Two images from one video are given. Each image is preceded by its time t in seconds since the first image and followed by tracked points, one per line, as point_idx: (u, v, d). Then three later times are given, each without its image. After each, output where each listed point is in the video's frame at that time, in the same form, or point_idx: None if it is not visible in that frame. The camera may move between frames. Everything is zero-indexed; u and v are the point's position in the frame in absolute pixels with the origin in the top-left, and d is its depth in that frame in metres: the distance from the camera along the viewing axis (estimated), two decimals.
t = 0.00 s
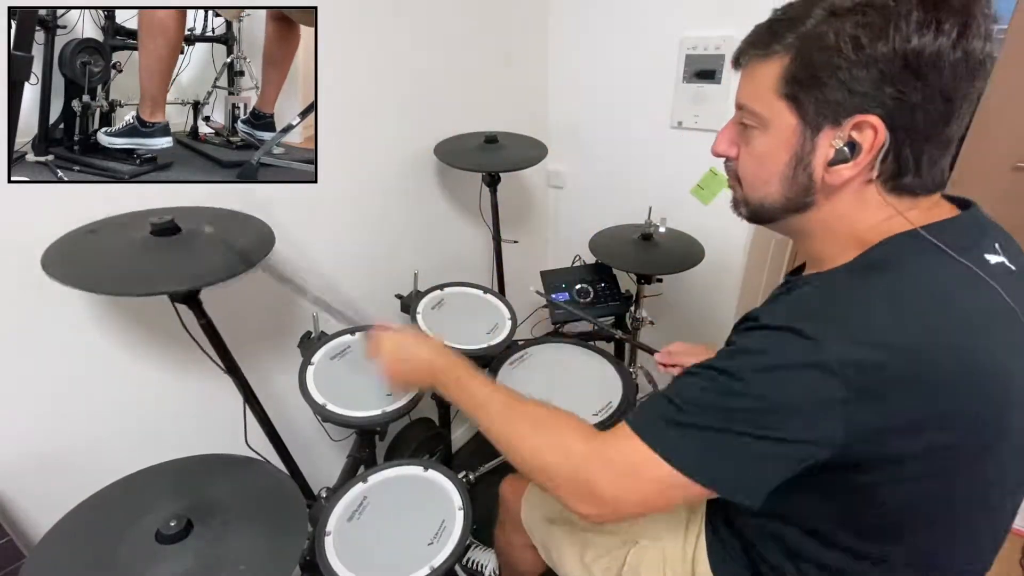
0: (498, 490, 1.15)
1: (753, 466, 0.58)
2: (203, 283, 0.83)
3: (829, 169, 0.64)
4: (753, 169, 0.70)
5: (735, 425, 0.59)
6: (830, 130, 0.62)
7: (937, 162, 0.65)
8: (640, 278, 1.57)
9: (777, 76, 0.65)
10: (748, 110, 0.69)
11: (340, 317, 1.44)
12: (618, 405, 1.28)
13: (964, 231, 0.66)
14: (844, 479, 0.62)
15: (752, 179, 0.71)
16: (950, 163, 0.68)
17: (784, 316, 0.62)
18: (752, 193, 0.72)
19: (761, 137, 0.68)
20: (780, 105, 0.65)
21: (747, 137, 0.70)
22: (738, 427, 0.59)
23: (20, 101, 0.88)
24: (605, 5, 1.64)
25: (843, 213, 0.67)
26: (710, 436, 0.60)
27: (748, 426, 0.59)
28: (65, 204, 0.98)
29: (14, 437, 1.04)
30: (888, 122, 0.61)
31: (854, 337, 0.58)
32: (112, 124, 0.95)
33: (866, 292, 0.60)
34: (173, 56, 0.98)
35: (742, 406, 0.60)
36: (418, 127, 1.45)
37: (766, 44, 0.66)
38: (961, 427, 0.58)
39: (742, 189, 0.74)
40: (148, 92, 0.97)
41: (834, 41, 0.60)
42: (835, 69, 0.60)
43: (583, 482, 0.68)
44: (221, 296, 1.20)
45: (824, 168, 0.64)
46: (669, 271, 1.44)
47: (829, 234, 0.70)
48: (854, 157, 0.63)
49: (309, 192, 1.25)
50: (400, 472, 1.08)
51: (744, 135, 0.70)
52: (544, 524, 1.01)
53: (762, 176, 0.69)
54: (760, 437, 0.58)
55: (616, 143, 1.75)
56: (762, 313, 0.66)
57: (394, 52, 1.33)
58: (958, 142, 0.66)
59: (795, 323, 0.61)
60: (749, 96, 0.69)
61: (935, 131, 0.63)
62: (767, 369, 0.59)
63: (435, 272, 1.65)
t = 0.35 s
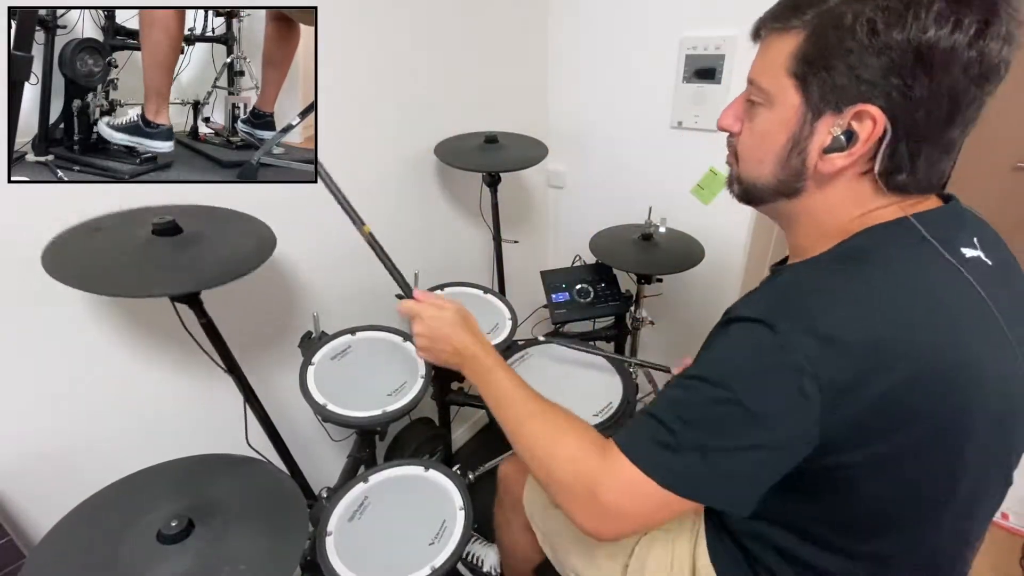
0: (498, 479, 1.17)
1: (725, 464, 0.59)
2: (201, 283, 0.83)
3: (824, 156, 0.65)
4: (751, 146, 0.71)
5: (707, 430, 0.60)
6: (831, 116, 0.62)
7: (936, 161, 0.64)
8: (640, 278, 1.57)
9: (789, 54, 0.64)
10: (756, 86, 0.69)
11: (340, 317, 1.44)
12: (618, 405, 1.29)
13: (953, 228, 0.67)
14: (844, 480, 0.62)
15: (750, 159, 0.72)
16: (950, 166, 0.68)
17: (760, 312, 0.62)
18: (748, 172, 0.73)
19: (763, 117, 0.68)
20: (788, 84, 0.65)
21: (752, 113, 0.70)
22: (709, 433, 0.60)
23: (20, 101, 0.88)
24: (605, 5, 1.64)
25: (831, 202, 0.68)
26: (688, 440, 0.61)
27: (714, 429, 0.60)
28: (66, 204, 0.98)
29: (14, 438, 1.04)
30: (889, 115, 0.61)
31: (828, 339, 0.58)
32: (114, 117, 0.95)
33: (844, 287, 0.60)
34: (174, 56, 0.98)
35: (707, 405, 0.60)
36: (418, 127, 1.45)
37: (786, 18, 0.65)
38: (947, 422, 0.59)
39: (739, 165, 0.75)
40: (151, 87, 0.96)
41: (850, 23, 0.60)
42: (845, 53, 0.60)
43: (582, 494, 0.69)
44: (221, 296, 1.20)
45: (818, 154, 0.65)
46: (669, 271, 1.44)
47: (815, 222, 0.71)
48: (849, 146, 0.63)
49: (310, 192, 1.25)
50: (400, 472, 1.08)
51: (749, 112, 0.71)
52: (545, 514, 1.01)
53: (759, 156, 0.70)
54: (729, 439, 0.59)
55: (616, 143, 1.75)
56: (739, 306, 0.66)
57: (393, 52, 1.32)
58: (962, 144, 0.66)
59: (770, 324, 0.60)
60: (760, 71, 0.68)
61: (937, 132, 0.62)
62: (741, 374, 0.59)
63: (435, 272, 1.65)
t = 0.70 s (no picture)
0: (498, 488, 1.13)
1: (748, 434, 0.54)
2: (201, 277, 0.83)
3: (810, 163, 0.64)
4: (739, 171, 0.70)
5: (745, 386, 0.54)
6: (806, 124, 0.62)
7: (922, 149, 0.64)
8: (640, 278, 1.57)
9: (751, 78, 0.66)
10: (730, 113, 0.70)
11: (340, 317, 1.44)
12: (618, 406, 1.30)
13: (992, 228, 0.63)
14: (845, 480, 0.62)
15: (739, 180, 0.70)
16: (943, 150, 0.67)
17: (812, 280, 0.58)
18: (740, 194, 0.71)
19: (743, 138, 0.68)
20: (757, 102, 0.65)
21: (732, 139, 0.70)
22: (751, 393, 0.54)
23: (20, 101, 0.88)
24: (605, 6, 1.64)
25: (833, 208, 0.66)
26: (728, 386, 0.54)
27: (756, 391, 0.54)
28: (66, 204, 0.98)
29: (14, 438, 1.04)
30: (863, 112, 0.61)
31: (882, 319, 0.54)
32: (112, 124, 0.96)
33: (894, 269, 0.57)
34: (173, 56, 0.99)
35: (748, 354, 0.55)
36: (418, 127, 1.45)
37: (743, 48, 0.68)
38: (967, 431, 0.57)
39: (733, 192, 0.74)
40: (147, 93, 0.98)
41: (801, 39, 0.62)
42: (803, 65, 0.61)
43: (546, 392, 0.59)
44: (221, 296, 1.20)
45: (803, 161, 0.64)
46: (669, 271, 1.44)
47: (825, 229, 0.68)
48: (832, 149, 0.62)
49: (310, 192, 1.25)
50: (400, 473, 1.08)
51: (730, 138, 0.71)
52: (547, 517, 1.02)
53: (746, 175, 0.69)
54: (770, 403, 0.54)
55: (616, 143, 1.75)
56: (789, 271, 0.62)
57: (394, 53, 1.33)
58: (946, 128, 0.65)
59: (825, 295, 0.56)
60: (730, 100, 0.70)
61: (915, 118, 0.62)
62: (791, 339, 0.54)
63: (434, 272, 1.65)
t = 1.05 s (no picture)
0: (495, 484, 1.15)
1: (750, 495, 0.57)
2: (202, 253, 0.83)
3: (827, 154, 0.65)
4: (761, 161, 0.72)
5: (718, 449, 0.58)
6: (822, 114, 0.63)
7: (948, 137, 0.63)
8: (640, 278, 1.57)
9: (771, 69, 0.68)
10: (753, 104, 0.71)
11: (340, 317, 1.44)
12: (618, 405, 1.28)
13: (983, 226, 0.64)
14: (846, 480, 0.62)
15: (761, 172, 0.73)
16: (972, 142, 0.65)
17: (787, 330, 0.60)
18: (764, 183, 0.73)
19: (765, 130, 0.70)
20: (777, 95, 0.67)
21: (756, 131, 0.72)
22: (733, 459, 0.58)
23: (20, 101, 0.88)
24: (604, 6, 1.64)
25: (852, 199, 0.67)
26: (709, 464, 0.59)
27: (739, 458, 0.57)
28: (65, 204, 0.98)
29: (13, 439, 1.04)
30: (881, 100, 0.60)
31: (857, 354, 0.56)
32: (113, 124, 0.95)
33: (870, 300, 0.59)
34: (174, 56, 0.98)
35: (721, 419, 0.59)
36: (418, 127, 1.45)
37: (765, 40, 0.70)
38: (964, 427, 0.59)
39: (757, 183, 0.76)
40: (150, 93, 0.97)
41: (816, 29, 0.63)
42: (818, 55, 0.62)
43: (594, 504, 0.67)
44: (221, 296, 1.20)
45: (821, 151, 0.65)
46: (669, 270, 1.44)
47: (846, 224, 0.69)
48: (848, 139, 0.63)
49: (310, 192, 1.25)
50: (400, 472, 1.08)
51: (755, 130, 0.73)
52: (544, 518, 1.01)
53: (769, 165, 0.71)
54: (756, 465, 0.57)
55: (616, 143, 1.75)
56: (768, 317, 0.65)
57: (393, 53, 1.32)
58: (976, 115, 0.63)
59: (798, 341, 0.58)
60: (753, 93, 0.71)
61: (936, 106, 0.61)
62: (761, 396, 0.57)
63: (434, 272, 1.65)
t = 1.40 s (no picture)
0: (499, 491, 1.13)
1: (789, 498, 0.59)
2: (204, 275, 0.83)
3: (771, 165, 0.69)
4: (724, 168, 0.77)
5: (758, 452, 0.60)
6: (768, 128, 0.68)
7: (884, 157, 0.64)
8: (640, 278, 1.57)
9: (733, 82, 0.73)
10: (722, 114, 0.76)
11: (340, 317, 1.44)
12: (618, 405, 1.28)
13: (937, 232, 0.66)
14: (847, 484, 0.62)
15: (724, 178, 0.78)
16: (915, 161, 0.66)
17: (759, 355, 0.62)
18: (727, 187, 0.78)
19: (727, 140, 0.75)
20: (736, 107, 0.72)
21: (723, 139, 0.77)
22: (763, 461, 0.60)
23: (20, 102, 0.88)
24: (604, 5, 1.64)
25: (796, 210, 0.70)
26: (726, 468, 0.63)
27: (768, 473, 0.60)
28: (65, 204, 0.97)
29: (13, 438, 1.04)
30: (813, 118, 0.64)
31: (810, 384, 0.57)
32: (112, 124, 0.96)
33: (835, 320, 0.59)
34: (173, 56, 0.98)
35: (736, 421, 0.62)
36: (418, 128, 1.45)
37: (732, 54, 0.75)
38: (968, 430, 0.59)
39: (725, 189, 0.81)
40: (147, 92, 0.98)
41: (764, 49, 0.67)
42: (765, 72, 0.67)
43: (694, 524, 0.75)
44: (221, 296, 1.20)
45: (765, 162, 0.69)
46: (669, 271, 1.44)
47: (788, 230, 0.72)
48: (786, 152, 0.67)
49: (310, 192, 1.25)
50: (400, 473, 1.08)
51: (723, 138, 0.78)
52: (547, 519, 1.02)
53: (729, 172, 0.76)
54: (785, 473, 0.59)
55: (616, 143, 1.75)
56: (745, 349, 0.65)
57: (394, 53, 1.32)
58: (914, 140, 0.64)
59: (761, 391, 0.60)
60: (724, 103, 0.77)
61: (864, 129, 0.63)
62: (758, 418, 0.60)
63: (434, 272, 1.65)
